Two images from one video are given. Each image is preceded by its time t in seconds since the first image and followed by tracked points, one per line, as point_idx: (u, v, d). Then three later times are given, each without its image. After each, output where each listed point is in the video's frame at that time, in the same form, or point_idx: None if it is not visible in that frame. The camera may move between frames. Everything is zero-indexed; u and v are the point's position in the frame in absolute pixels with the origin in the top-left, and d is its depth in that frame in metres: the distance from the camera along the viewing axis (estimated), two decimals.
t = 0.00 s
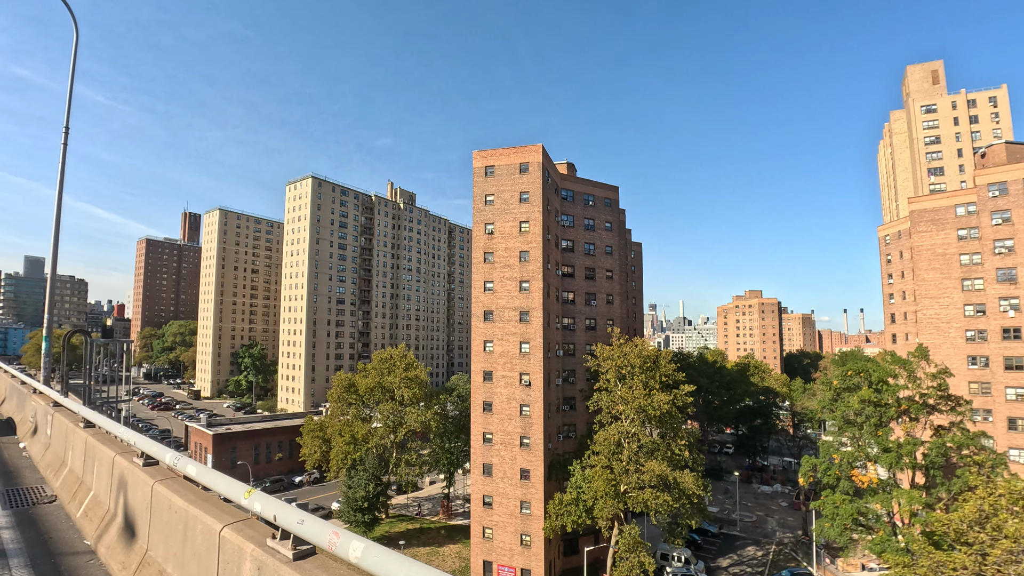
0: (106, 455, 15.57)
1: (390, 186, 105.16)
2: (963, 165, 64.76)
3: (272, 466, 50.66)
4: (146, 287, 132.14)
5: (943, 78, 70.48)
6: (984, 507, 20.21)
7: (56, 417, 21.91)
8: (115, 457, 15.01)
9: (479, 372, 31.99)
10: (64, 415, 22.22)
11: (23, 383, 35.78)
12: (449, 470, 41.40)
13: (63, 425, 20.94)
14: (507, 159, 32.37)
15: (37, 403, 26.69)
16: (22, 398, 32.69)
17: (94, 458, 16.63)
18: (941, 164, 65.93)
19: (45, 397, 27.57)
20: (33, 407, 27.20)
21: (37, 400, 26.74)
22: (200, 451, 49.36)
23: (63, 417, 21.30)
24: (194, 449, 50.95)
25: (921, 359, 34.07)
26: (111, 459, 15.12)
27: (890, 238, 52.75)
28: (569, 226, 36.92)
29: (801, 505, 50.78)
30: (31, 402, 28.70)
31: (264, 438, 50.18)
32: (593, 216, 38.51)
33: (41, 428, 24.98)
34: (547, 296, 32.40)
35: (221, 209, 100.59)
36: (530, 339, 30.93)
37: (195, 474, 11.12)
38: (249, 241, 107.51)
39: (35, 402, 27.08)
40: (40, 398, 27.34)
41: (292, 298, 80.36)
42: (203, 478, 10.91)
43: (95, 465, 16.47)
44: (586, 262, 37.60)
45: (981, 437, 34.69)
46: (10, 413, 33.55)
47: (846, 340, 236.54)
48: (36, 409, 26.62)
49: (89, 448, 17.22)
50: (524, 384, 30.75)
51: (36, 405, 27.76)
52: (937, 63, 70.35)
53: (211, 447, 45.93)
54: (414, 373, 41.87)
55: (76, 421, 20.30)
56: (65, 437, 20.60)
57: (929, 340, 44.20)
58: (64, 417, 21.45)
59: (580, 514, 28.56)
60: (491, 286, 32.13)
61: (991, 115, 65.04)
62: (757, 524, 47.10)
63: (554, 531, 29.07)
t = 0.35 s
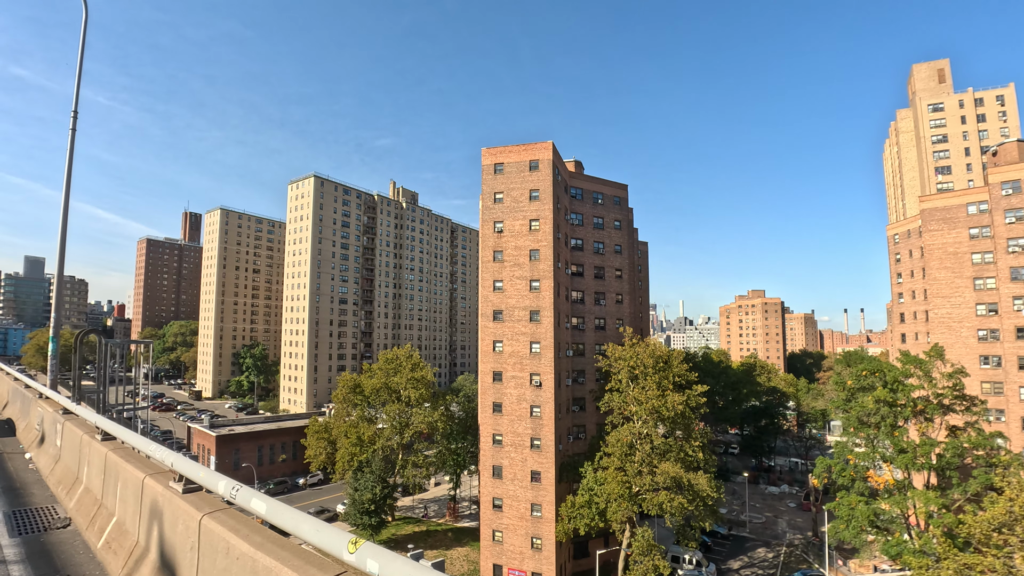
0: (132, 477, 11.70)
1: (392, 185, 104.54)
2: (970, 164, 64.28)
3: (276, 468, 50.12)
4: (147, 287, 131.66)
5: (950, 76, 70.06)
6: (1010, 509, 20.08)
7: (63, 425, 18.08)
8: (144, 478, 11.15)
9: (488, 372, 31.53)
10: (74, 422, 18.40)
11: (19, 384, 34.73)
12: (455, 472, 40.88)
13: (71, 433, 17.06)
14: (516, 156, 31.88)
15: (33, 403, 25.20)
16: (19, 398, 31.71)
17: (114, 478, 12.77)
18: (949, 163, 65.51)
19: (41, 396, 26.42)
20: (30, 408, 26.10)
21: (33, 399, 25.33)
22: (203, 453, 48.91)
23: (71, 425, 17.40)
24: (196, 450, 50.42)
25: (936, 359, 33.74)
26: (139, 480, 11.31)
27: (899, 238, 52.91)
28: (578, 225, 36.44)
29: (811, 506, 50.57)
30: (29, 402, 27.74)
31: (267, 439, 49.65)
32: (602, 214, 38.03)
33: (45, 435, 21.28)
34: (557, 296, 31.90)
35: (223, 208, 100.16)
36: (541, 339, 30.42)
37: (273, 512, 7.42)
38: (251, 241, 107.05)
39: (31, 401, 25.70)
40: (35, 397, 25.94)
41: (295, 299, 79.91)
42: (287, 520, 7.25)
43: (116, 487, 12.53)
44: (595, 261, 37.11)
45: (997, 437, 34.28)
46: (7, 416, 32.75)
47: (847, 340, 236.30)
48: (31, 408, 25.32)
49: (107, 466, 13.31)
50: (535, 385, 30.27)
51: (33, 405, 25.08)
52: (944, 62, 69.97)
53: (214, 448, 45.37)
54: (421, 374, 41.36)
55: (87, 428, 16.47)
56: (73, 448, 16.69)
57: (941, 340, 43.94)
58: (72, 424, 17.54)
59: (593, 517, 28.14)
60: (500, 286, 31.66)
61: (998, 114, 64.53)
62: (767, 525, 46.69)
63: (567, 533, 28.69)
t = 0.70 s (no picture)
0: (172, 507, 9.10)
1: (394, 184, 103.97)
2: (978, 162, 63.88)
3: (280, 469, 49.62)
4: (148, 287, 131.12)
5: (957, 75, 69.67)
6: None
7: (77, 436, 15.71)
8: (188, 509, 8.65)
9: (498, 373, 31.06)
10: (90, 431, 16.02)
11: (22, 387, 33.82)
12: (462, 473, 40.43)
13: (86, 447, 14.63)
14: (526, 153, 31.38)
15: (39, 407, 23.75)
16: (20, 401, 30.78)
17: (146, 506, 10.18)
18: (956, 161, 65.08)
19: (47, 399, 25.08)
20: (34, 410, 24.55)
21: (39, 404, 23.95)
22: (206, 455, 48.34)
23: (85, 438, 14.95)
24: (199, 452, 49.89)
25: (951, 358, 33.35)
26: (183, 513, 8.72)
27: (909, 237, 53.04)
28: (587, 223, 35.96)
29: (820, 507, 50.27)
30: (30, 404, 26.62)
31: (271, 440, 49.13)
32: (611, 212, 37.52)
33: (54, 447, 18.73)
34: (568, 295, 31.39)
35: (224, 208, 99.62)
36: (552, 339, 29.93)
37: None
38: (252, 241, 106.48)
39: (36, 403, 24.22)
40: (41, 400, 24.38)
41: (297, 299, 79.38)
42: None
43: (146, 519, 10.03)
44: (604, 260, 36.64)
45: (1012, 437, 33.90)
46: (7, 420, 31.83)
47: (848, 339, 235.82)
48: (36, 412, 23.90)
49: (135, 490, 10.86)
50: (546, 385, 29.78)
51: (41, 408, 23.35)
52: (950, 60, 69.60)
53: (217, 450, 44.78)
54: (427, 374, 40.88)
55: (107, 442, 14.08)
56: (87, 464, 14.22)
57: (952, 339, 43.58)
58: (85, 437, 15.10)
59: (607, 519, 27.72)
60: (510, 284, 31.16)
61: (1006, 112, 64.01)
62: (776, 526, 46.29)
63: (579, 536, 28.18)
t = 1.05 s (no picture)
0: (230, 553, 7.16)
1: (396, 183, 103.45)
2: (985, 160, 63.47)
3: (283, 471, 49.10)
4: (148, 287, 130.56)
5: (963, 72, 69.36)
6: None
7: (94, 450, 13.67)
8: (255, 554, 6.72)
9: (508, 373, 30.59)
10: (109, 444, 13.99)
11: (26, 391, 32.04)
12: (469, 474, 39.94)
13: (106, 464, 12.54)
14: (536, 149, 30.91)
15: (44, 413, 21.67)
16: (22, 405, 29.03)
17: (189, 543, 8.26)
18: (964, 159, 64.64)
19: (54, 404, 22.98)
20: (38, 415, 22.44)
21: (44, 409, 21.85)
22: (209, 456, 47.82)
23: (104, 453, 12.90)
24: (201, 454, 49.33)
25: (967, 356, 32.90)
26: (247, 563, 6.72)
27: (918, 234, 52.56)
28: (597, 221, 35.52)
29: (829, 508, 49.98)
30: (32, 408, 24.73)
31: (275, 441, 48.64)
32: (621, 210, 37.07)
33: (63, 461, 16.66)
34: (579, 294, 30.93)
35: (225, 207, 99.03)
36: (563, 339, 29.46)
37: None
38: (253, 240, 105.88)
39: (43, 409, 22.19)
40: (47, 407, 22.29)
41: (299, 298, 78.86)
42: None
43: (189, 558, 8.17)
44: (614, 259, 36.17)
45: None
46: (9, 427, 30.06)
47: (849, 339, 235.19)
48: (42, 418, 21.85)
49: (175, 521, 8.83)
50: (557, 386, 29.31)
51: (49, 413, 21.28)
52: (956, 57, 69.28)
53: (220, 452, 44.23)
54: (434, 374, 40.37)
55: (131, 459, 11.99)
56: (108, 485, 12.15)
57: (964, 337, 43.18)
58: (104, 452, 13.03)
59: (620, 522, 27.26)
60: (520, 284, 30.69)
61: (1013, 109, 63.37)
62: (786, 527, 45.89)
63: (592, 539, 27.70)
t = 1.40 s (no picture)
0: None
1: (398, 182, 102.81)
2: (993, 158, 62.91)
3: (288, 472, 48.65)
4: (149, 288, 130.17)
5: (970, 70, 69.06)
6: None
7: (117, 469, 11.18)
8: None
9: (518, 373, 30.14)
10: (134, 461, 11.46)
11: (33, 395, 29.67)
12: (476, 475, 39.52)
13: (137, 489, 10.08)
14: (546, 146, 30.43)
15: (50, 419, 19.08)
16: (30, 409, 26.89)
17: None
18: (971, 157, 64.25)
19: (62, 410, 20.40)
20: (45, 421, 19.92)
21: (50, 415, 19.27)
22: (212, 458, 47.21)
23: (133, 475, 10.40)
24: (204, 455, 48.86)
25: (983, 354, 32.46)
26: None
27: (927, 232, 52.17)
28: (606, 219, 35.09)
29: (839, 508, 49.48)
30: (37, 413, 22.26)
31: (279, 443, 48.19)
32: (630, 208, 36.62)
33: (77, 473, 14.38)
34: (590, 293, 30.42)
35: (227, 207, 98.49)
36: (574, 338, 28.98)
37: None
38: (255, 240, 105.36)
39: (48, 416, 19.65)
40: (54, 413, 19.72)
41: (302, 298, 78.36)
42: None
43: None
44: (624, 257, 35.74)
45: None
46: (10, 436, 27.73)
47: (851, 338, 234.96)
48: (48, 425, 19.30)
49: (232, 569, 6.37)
50: (568, 386, 28.85)
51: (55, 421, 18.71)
52: (963, 55, 68.94)
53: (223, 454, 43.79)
54: (441, 375, 39.94)
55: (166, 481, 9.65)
56: (140, 514, 9.67)
57: (976, 335, 42.82)
58: (131, 474, 10.52)
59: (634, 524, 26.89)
60: (530, 282, 30.22)
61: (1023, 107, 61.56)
62: (796, 527, 45.54)
63: (606, 541, 27.34)
